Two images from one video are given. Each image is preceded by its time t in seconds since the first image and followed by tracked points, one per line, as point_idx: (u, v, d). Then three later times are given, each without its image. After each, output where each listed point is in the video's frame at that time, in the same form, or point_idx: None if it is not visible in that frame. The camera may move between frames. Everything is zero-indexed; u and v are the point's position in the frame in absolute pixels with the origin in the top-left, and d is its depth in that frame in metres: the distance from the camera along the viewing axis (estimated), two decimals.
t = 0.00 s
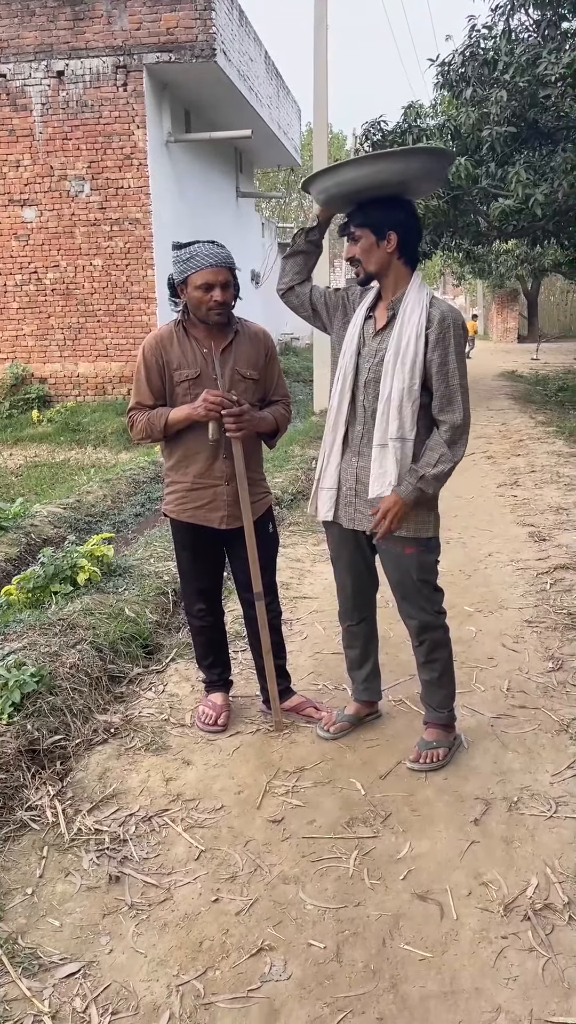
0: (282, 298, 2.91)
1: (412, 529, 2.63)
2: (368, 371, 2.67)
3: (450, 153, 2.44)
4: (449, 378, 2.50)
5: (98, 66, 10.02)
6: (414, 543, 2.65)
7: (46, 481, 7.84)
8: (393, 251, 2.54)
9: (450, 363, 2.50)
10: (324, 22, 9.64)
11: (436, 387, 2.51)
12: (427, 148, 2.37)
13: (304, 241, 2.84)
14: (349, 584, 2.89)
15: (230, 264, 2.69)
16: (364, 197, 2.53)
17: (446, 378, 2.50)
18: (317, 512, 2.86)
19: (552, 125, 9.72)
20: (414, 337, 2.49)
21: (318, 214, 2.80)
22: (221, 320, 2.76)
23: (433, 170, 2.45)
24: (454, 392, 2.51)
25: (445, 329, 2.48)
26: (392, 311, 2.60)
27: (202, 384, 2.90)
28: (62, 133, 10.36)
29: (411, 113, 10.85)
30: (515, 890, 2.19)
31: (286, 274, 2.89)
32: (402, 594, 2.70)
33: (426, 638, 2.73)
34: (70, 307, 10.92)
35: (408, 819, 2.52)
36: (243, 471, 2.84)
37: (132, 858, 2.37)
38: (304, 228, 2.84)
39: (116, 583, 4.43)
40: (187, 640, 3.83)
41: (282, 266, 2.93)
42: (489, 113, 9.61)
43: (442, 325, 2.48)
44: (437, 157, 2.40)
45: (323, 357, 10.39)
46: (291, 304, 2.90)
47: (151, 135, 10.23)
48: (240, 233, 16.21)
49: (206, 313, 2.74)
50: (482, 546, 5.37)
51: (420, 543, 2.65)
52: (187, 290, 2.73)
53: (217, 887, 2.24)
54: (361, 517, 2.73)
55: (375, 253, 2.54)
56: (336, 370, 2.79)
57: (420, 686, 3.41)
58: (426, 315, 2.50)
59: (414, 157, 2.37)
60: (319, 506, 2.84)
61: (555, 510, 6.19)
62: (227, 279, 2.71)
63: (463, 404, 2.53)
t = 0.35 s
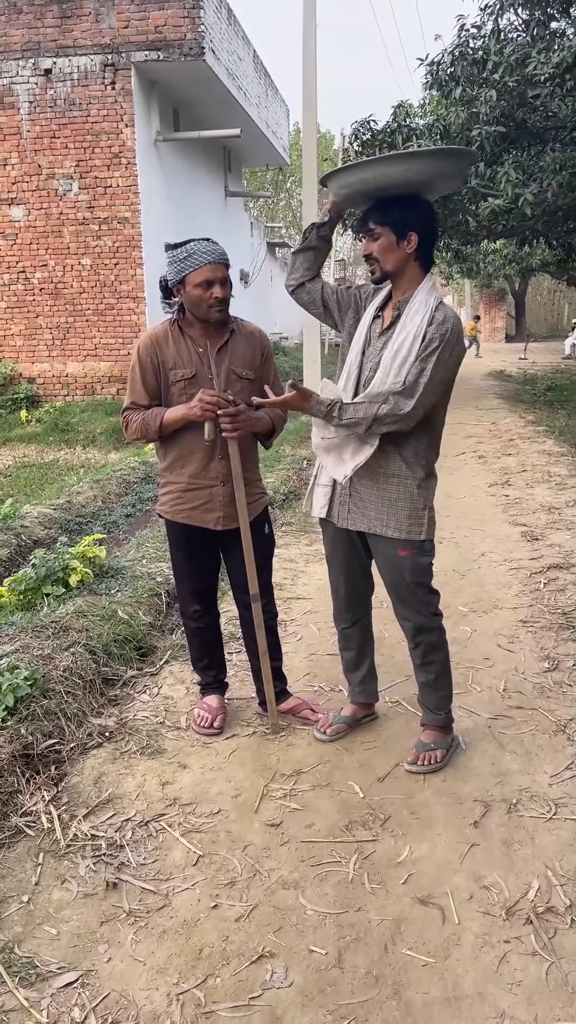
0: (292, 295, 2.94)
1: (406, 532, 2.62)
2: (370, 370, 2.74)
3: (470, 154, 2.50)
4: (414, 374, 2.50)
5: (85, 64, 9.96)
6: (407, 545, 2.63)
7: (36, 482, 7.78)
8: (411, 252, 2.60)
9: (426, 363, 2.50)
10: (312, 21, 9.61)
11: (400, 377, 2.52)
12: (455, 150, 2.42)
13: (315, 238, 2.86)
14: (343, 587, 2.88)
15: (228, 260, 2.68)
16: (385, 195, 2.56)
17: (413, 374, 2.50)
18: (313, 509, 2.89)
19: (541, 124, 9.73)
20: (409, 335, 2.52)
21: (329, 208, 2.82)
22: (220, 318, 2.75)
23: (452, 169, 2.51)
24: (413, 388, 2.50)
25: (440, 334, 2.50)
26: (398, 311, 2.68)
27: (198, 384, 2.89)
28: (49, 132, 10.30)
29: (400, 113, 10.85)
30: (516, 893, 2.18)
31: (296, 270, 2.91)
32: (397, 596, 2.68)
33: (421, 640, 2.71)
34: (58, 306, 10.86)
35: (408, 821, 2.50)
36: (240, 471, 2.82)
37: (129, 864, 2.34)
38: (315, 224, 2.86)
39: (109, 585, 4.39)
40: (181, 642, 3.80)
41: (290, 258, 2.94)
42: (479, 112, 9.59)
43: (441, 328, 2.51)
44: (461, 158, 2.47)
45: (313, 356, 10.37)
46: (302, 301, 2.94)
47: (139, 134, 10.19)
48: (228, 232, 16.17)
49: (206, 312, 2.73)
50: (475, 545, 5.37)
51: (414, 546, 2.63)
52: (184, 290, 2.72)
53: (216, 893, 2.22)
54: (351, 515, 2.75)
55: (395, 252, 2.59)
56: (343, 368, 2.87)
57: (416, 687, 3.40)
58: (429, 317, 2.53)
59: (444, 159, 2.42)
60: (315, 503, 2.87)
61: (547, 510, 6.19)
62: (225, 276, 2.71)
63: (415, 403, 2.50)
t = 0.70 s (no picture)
0: (294, 297, 2.94)
1: (411, 534, 2.60)
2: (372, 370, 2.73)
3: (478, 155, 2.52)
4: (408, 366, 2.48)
5: (70, 62, 9.89)
6: (411, 547, 2.61)
7: (22, 484, 7.70)
8: (419, 253, 2.59)
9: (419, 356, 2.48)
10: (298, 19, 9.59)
11: (394, 369, 2.51)
12: (466, 149, 2.43)
13: (317, 239, 2.86)
14: (344, 591, 2.85)
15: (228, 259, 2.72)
16: (393, 194, 2.56)
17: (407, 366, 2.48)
18: (314, 512, 2.86)
19: (527, 125, 9.75)
20: (410, 331, 2.53)
21: (333, 207, 2.82)
22: (223, 316, 2.77)
23: (459, 169, 2.52)
24: (404, 379, 2.47)
25: (439, 332, 2.49)
26: (401, 310, 2.67)
27: (196, 385, 2.87)
28: (33, 130, 10.20)
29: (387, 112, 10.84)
30: (524, 900, 2.15)
31: (298, 271, 2.92)
32: (400, 601, 2.67)
33: (423, 645, 2.69)
34: (44, 305, 10.77)
35: (411, 827, 2.48)
36: (239, 472, 2.79)
37: (131, 874, 2.31)
38: (317, 225, 2.85)
39: (101, 588, 4.34)
40: (177, 646, 3.77)
41: (293, 261, 2.95)
42: (466, 112, 9.58)
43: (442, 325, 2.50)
44: (470, 157, 2.48)
45: (300, 356, 10.36)
46: (304, 302, 2.93)
47: (125, 133, 10.12)
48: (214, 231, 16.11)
49: (209, 310, 2.74)
50: (468, 545, 5.36)
51: (417, 548, 2.62)
52: (186, 290, 2.72)
53: (220, 903, 2.18)
54: (355, 517, 2.72)
55: (403, 252, 2.57)
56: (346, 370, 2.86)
57: (415, 689, 3.37)
58: (432, 314, 2.55)
59: (456, 158, 2.43)
60: (316, 505, 2.84)
61: (538, 510, 6.19)
62: (225, 274, 2.75)
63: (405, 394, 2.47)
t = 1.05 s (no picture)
0: (287, 296, 2.88)
1: (413, 534, 2.57)
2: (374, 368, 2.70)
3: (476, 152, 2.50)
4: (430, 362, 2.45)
5: (52, 59, 9.80)
6: (414, 548, 2.59)
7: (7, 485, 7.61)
8: (417, 250, 2.57)
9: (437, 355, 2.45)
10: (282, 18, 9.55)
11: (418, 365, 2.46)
12: (466, 145, 2.42)
13: (312, 236, 2.82)
14: (345, 592, 2.82)
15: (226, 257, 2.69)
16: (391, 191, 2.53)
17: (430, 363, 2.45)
18: (314, 513, 2.83)
19: (510, 125, 9.77)
20: (417, 330, 2.51)
21: (328, 205, 2.80)
22: (220, 315, 2.73)
23: (457, 164, 2.49)
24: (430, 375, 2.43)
25: (449, 329, 2.48)
26: (402, 307, 2.65)
27: (192, 385, 2.82)
28: (15, 127, 10.10)
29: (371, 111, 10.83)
30: (534, 905, 2.13)
31: (292, 270, 2.86)
32: (403, 601, 2.64)
33: (425, 646, 2.67)
34: (26, 304, 10.67)
35: (416, 831, 2.45)
36: (238, 473, 2.75)
37: (133, 883, 2.26)
38: (311, 221, 2.82)
39: (92, 591, 4.29)
40: (171, 648, 3.73)
41: (285, 259, 2.89)
42: (451, 111, 9.57)
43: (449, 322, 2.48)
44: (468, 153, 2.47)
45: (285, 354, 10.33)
46: (298, 301, 2.86)
47: (107, 130, 10.05)
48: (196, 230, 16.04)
49: (207, 308, 2.70)
50: (459, 545, 5.35)
51: (420, 547, 2.59)
52: (182, 289, 2.68)
53: (226, 912, 2.15)
54: (358, 519, 2.70)
55: (401, 249, 2.55)
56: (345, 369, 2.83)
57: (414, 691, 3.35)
58: (435, 314, 2.52)
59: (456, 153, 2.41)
60: (317, 506, 2.81)
61: (527, 509, 6.19)
62: (223, 273, 2.71)
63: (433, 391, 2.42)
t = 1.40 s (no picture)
0: (281, 297, 2.84)
1: (414, 534, 2.55)
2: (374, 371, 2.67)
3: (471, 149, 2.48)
4: (453, 375, 2.45)
5: (33, 55, 9.70)
6: (414, 548, 2.56)
7: None
8: (413, 248, 2.54)
9: (459, 364, 2.44)
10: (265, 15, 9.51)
11: (444, 384, 2.46)
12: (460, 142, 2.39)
13: (305, 235, 2.77)
14: (344, 593, 2.79)
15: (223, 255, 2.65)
16: (385, 188, 2.50)
17: (452, 378, 2.45)
18: (312, 515, 2.79)
19: (494, 124, 9.77)
20: (426, 337, 2.48)
21: (320, 203, 2.75)
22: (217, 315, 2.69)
23: (453, 162, 2.46)
24: (459, 391, 2.43)
25: (458, 332, 2.45)
26: (403, 307, 2.60)
27: (189, 386, 2.78)
28: None
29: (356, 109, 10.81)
30: (541, 910, 2.11)
31: (285, 270, 2.82)
32: (403, 603, 2.62)
33: (426, 648, 2.65)
34: (7, 302, 10.56)
35: (420, 836, 2.42)
36: (235, 473, 2.71)
37: (135, 893, 2.22)
38: (304, 221, 2.77)
39: (82, 593, 4.24)
40: (164, 651, 3.68)
41: (279, 259, 2.85)
42: (435, 111, 9.55)
43: (455, 325, 2.45)
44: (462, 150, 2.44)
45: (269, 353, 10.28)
46: (292, 302, 2.84)
47: (89, 128, 9.96)
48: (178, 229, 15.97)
49: (203, 308, 2.66)
50: (450, 545, 5.33)
51: (421, 548, 2.56)
52: (179, 288, 2.64)
53: (230, 921, 2.11)
54: (358, 520, 2.66)
55: (397, 247, 2.52)
56: (341, 369, 2.79)
57: (412, 693, 3.33)
58: (438, 316, 2.49)
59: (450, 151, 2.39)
60: (315, 508, 2.78)
61: (516, 509, 6.18)
62: (219, 271, 2.67)
63: (467, 407, 2.44)
